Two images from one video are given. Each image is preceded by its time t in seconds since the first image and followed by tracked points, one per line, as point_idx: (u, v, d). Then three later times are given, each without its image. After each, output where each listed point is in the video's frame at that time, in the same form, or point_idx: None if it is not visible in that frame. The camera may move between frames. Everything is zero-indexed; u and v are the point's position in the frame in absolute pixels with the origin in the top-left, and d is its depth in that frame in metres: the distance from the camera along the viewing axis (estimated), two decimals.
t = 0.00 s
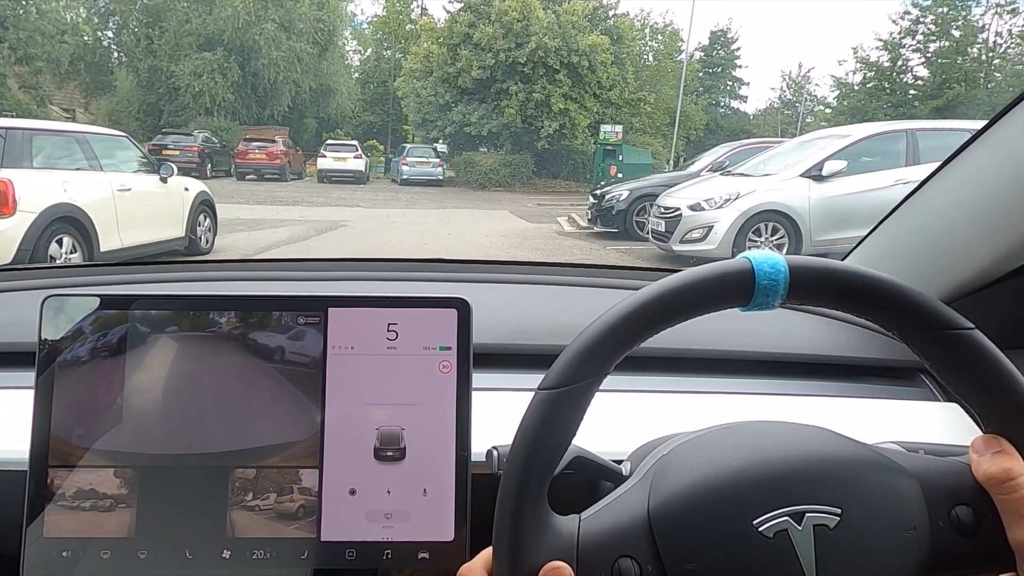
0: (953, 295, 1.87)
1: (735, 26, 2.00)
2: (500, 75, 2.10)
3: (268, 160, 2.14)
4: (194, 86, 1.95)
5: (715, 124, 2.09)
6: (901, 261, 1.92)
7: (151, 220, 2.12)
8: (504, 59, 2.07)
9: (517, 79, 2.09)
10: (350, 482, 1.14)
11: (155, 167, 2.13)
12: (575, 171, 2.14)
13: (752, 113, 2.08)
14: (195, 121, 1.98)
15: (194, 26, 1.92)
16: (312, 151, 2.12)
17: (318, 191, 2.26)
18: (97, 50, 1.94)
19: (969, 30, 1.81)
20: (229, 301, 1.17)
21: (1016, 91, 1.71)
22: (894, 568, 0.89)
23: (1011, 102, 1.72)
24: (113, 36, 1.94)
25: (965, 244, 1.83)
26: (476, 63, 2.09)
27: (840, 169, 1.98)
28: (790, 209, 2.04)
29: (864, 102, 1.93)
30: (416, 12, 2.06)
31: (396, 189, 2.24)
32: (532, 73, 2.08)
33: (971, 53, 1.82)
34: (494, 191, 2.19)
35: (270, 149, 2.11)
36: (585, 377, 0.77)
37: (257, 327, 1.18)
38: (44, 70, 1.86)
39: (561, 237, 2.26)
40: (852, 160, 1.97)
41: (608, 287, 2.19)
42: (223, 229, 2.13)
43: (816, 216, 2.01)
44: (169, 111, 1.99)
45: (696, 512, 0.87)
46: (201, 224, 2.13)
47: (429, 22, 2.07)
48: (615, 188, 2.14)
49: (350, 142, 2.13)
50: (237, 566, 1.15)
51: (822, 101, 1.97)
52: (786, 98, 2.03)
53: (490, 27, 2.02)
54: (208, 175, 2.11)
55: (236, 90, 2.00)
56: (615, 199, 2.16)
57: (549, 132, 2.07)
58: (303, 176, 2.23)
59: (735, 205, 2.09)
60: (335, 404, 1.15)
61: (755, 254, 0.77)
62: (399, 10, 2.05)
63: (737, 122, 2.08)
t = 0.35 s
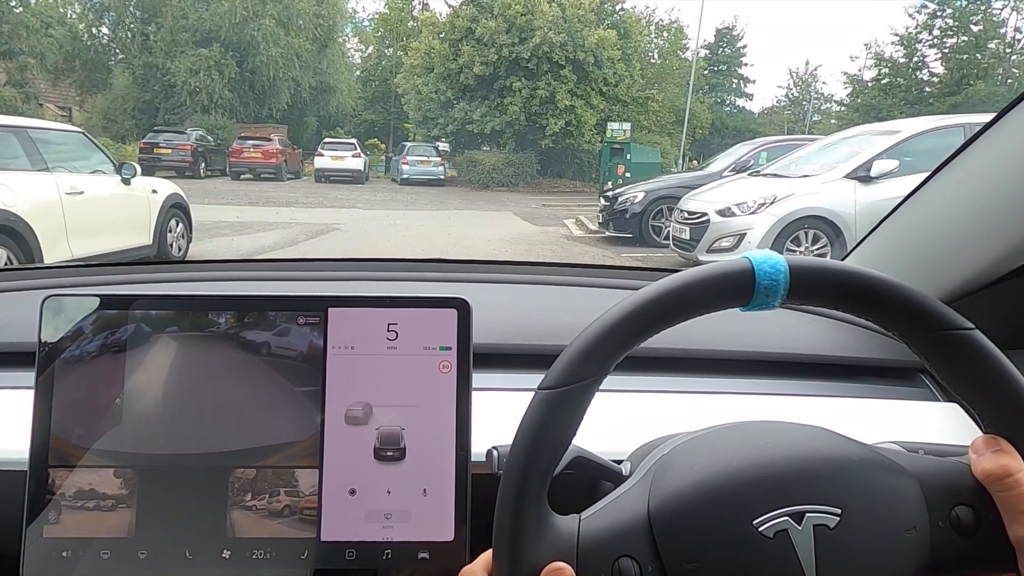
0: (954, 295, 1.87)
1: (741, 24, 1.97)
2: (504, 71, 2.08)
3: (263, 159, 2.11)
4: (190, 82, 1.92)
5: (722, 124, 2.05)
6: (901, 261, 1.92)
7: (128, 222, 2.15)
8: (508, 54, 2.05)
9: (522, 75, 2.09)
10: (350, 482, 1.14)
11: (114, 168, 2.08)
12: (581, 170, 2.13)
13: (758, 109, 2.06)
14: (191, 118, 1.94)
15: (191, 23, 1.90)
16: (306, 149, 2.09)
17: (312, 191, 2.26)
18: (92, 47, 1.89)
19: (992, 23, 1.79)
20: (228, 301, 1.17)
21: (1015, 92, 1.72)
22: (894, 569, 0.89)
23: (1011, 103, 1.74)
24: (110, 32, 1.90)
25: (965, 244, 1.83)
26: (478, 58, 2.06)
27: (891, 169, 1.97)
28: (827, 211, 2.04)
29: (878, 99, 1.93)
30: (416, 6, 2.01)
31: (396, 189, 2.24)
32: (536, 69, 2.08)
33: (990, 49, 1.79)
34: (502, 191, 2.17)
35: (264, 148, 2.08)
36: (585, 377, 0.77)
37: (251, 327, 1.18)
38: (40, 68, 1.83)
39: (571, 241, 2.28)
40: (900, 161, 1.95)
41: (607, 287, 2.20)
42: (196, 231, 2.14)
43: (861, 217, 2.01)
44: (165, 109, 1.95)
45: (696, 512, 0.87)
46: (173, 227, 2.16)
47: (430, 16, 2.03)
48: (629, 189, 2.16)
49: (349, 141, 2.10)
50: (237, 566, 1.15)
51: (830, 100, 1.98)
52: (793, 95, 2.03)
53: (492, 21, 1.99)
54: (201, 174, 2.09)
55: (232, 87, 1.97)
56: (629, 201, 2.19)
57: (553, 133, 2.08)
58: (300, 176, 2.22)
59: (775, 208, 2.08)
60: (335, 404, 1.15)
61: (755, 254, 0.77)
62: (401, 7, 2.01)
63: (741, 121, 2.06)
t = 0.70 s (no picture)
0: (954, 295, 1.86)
1: (746, 21, 1.98)
2: (508, 65, 2.09)
3: (258, 157, 2.15)
4: (187, 79, 1.92)
5: (727, 122, 2.09)
6: (900, 261, 1.92)
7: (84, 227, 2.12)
8: (512, 49, 2.05)
9: (525, 71, 2.10)
10: (351, 482, 1.14)
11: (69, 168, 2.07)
12: (589, 168, 2.18)
13: (762, 108, 2.09)
14: (187, 116, 1.95)
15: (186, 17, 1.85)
16: (302, 147, 2.14)
17: (310, 191, 2.32)
18: (87, 43, 1.93)
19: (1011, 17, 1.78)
20: (226, 300, 1.17)
21: (1016, 92, 1.71)
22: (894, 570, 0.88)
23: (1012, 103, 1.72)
24: (105, 29, 1.92)
25: (966, 244, 1.83)
26: (480, 53, 2.08)
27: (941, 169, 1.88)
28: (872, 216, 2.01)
29: (890, 96, 1.91)
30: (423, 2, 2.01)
31: (396, 188, 2.25)
32: (540, 65, 2.08)
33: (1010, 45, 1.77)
34: (501, 189, 2.21)
35: (260, 146, 2.11)
36: (586, 377, 0.77)
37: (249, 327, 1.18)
38: (32, 64, 1.86)
39: (579, 245, 2.33)
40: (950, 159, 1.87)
41: (606, 287, 2.19)
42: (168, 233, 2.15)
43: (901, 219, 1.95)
44: (161, 106, 1.96)
45: (696, 512, 0.87)
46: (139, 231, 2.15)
47: (431, 11, 2.03)
48: (642, 190, 2.25)
49: (349, 139, 2.13)
50: (237, 566, 1.15)
51: (836, 98, 2.02)
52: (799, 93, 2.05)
53: (495, 15, 1.99)
54: (195, 173, 2.15)
55: (229, 84, 1.98)
56: (645, 202, 2.30)
57: (557, 129, 2.09)
58: (298, 175, 2.29)
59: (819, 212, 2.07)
60: (335, 405, 1.15)
61: (756, 254, 0.77)
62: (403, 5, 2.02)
63: (748, 118, 2.11)
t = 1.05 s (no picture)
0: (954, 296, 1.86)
1: (750, 19, 1.97)
2: (510, 62, 2.09)
3: (254, 157, 2.14)
4: (182, 78, 1.96)
5: (728, 121, 2.11)
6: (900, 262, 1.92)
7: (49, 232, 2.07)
8: (514, 45, 2.05)
9: (527, 68, 2.11)
10: (351, 482, 1.14)
11: (25, 168, 1.98)
12: (591, 168, 2.18)
13: (764, 106, 2.12)
14: (183, 115, 1.98)
15: (180, 15, 1.89)
16: (301, 146, 2.12)
17: (304, 192, 2.30)
18: (83, 40, 1.93)
19: None
20: (224, 301, 1.16)
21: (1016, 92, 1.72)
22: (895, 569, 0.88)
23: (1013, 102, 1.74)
24: (100, 27, 1.93)
25: (967, 245, 1.83)
26: (481, 50, 2.07)
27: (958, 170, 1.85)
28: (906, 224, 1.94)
29: (902, 94, 1.92)
30: None
31: (395, 188, 2.24)
32: (543, 62, 2.09)
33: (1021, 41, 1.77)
34: (502, 189, 2.20)
35: (255, 145, 2.10)
36: (587, 378, 0.77)
37: (246, 328, 1.18)
38: (23, 63, 1.86)
39: (586, 249, 2.31)
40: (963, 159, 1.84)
41: (606, 286, 2.19)
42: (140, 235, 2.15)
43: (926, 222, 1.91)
44: (157, 105, 1.99)
45: (696, 512, 0.87)
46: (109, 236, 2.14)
47: (432, 7, 2.04)
48: (655, 194, 2.23)
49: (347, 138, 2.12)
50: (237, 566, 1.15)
51: (842, 96, 2.00)
52: (803, 91, 2.07)
53: (498, 10, 2.00)
54: (189, 172, 2.16)
55: (227, 82, 1.98)
56: (658, 206, 2.26)
57: (560, 128, 2.12)
58: (294, 175, 2.26)
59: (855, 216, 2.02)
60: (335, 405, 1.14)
61: (756, 254, 0.77)
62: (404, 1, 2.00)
63: (749, 117, 2.12)
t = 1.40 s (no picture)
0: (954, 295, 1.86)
1: (752, 18, 1.98)
2: (511, 61, 2.09)
3: (252, 156, 2.16)
4: (180, 75, 1.96)
5: (731, 119, 2.10)
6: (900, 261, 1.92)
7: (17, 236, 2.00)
8: (516, 43, 2.04)
9: (530, 67, 2.10)
10: (351, 482, 1.14)
11: None
12: (592, 167, 2.20)
13: (768, 105, 2.11)
14: (181, 114, 2.01)
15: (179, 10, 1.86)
16: (301, 146, 2.10)
17: (303, 192, 2.32)
18: (80, 39, 1.92)
19: None
20: (224, 301, 1.16)
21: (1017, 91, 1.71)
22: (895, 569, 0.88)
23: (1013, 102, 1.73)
24: (98, 25, 1.92)
25: (967, 245, 1.83)
26: (482, 49, 2.07)
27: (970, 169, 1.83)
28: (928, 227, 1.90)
29: (909, 92, 1.90)
30: None
31: (394, 188, 2.23)
32: (545, 60, 2.09)
33: None
34: (507, 188, 2.21)
35: (253, 145, 2.12)
36: (587, 378, 0.77)
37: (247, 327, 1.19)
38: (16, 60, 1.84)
39: (591, 253, 2.31)
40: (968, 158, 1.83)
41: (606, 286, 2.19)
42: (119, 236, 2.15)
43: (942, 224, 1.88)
44: (156, 104, 2.00)
45: (696, 512, 0.87)
46: (83, 240, 2.13)
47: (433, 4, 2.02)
48: (664, 194, 2.30)
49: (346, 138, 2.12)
50: (236, 566, 1.14)
51: (845, 96, 1.99)
52: (806, 91, 2.06)
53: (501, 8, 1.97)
54: (185, 172, 2.19)
55: (225, 81, 1.99)
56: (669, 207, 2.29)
57: (564, 127, 2.12)
58: (293, 175, 2.27)
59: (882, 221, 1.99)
60: (336, 405, 1.15)
61: (756, 254, 0.77)
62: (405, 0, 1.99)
63: (755, 116, 2.11)
